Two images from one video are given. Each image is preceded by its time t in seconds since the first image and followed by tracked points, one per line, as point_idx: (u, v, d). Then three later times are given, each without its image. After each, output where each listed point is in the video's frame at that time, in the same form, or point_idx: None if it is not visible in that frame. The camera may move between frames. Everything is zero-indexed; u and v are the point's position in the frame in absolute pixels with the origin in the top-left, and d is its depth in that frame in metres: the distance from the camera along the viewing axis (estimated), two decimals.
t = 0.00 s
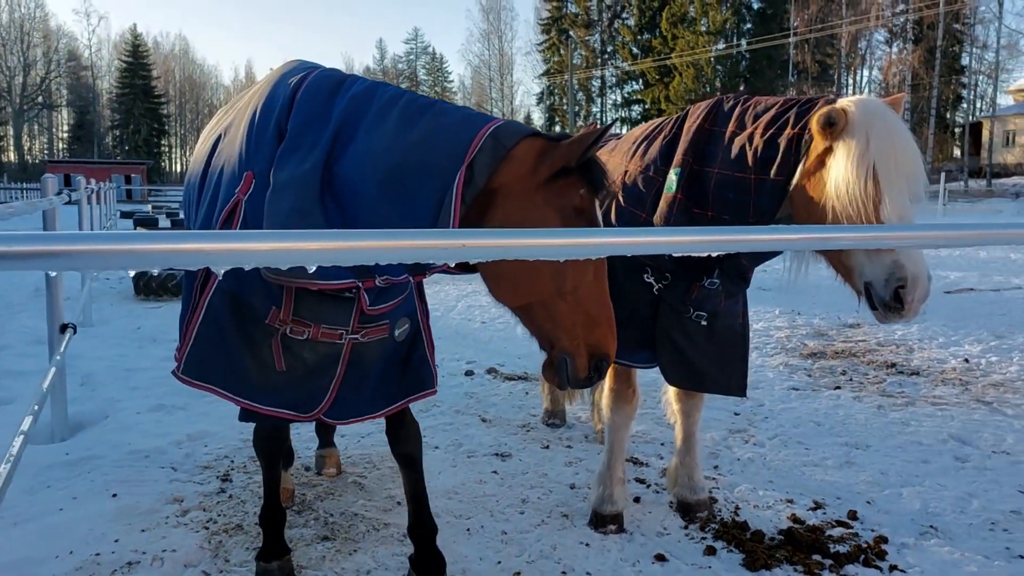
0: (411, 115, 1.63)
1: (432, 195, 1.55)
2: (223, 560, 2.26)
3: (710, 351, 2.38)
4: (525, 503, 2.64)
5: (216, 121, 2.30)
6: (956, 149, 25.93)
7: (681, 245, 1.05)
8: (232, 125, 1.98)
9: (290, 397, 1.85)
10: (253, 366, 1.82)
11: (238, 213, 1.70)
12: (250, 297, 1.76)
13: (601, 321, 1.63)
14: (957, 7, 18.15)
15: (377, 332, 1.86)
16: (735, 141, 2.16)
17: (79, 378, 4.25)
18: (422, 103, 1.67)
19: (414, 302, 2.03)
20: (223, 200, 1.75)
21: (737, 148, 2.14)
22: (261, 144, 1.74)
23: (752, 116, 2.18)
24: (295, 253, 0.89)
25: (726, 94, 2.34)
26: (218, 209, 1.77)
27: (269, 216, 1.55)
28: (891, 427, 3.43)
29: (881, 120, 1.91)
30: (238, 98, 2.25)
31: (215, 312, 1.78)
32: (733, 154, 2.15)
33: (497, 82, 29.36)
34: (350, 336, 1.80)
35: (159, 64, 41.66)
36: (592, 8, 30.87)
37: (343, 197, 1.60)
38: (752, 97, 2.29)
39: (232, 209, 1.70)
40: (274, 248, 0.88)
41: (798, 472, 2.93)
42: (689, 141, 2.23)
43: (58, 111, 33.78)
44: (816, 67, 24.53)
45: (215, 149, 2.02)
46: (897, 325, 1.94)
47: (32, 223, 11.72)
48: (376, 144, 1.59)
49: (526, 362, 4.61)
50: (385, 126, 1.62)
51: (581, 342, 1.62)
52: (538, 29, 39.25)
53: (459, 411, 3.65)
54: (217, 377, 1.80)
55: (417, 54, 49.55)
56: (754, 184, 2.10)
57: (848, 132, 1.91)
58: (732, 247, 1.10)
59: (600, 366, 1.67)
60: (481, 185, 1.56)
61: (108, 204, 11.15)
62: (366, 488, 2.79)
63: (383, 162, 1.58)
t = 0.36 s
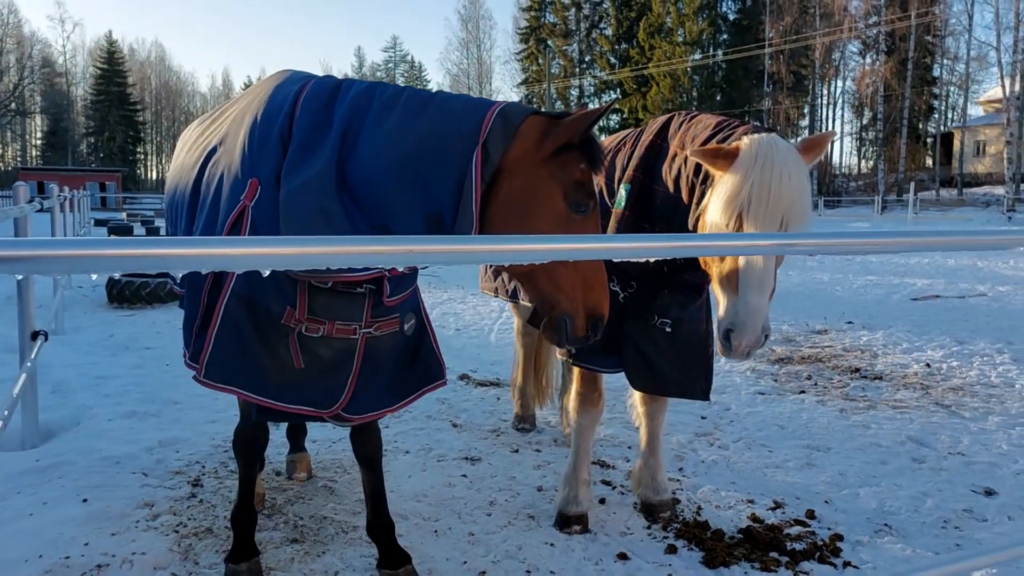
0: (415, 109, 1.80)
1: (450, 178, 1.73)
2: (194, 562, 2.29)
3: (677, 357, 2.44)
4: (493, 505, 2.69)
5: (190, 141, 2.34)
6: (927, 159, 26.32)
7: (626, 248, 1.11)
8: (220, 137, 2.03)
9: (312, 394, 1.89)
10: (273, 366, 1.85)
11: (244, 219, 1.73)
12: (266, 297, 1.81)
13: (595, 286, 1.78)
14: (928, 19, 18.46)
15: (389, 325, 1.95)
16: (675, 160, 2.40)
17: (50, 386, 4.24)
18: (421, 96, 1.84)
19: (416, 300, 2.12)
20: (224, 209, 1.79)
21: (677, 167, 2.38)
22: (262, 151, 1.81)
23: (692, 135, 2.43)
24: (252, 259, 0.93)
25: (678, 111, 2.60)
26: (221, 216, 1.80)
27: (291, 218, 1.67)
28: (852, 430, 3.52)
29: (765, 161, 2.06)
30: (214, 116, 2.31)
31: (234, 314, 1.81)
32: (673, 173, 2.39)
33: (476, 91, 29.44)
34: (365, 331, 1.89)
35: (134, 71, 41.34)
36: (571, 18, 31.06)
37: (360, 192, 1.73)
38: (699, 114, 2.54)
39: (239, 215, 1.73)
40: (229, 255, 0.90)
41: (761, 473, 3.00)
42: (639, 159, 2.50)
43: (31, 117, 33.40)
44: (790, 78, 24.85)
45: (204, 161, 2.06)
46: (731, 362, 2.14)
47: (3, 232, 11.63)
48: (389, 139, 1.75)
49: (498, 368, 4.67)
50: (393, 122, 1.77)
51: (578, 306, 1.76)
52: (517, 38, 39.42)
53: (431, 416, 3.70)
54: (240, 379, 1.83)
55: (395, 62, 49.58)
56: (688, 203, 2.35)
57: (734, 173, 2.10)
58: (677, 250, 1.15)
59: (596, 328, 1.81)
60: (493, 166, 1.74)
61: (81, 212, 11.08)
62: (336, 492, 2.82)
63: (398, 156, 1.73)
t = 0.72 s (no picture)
0: (426, 102, 1.92)
1: (471, 154, 1.87)
2: (181, 570, 2.31)
3: (658, 364, 2.48)
4: (479, 512, 2.72)
5: (187, 169, 2.39)
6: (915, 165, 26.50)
7: (600, 266, 1.15)
8: (223, 155, 2.08)
9: (333, 398, 1.93)
10: (294, 372, 1.89)
11: (264, 226, 1.80)
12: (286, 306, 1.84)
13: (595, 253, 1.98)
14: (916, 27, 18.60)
15: (405, 329, 1.99)
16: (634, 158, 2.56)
17: (39, 394, 4.25)
18: (426, 87, 1.96)
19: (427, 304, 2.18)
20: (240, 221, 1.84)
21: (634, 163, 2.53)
22: (277, 161, 1.89)
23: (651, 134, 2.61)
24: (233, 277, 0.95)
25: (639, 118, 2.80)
26: (238, 227, 1.85)
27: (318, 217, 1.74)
28: (834, 437, 3.57)
29: (700, 143, 2.23)
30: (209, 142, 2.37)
31: (256, 323, 1.85)
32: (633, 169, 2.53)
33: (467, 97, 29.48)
34: (383, 335, 1.93)
35: (124, 76, 41.24)
36: (562, 25, 31.18)
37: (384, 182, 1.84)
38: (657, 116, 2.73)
39: (257, 225, 1.80)
40: (209, 274, 0.93)
41: (743, 479, 3.04)
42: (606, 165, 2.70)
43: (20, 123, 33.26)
44: (779, 85, 24.98)
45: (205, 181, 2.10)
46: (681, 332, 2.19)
47: None
48: (406, 130, 1.87)
49: (486, 375, 4.70)
50: (405, 116, 1.89)
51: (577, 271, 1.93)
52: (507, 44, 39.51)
53: (419, 423, 3.73)
54: (263, 385, 1.87)
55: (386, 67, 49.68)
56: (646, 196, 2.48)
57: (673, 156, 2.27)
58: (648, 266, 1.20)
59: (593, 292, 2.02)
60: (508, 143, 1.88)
61: (70, 217, 11.05)
62: (324, 499, 2.85)
63: (417, 145, 1.85)
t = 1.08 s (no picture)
0: (416, 84, 1.93)
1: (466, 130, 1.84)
2: None
3: (648, 372, 2.50)
4: (472, 521, 2.74)
5: (186, 190, 2.41)
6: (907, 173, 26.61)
7: (588, 284, 1.18)
8: (231, 173, 2.12)
9: (352, 402, 1.95)
10: (316, 377, 1.90)
11: (281, 234, 1.84)
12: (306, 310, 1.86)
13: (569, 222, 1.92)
14: (908, 36, 18.70)
15: (419, 331, 2.06)
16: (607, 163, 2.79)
17: (33, 403, 4.26)
18: (418, 76, 1.97)
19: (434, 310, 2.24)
20: (255, 233, 1.88)
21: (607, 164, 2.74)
22: (290, 175, 1.94)
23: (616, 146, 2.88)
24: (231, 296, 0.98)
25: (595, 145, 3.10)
26: (253, 236, 1.88)
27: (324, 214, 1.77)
28: (825, 446, 3.60)
29: (648, 106, 2.46)
30: (211, 163, 2.40)
31: (277, 328, 1.87)
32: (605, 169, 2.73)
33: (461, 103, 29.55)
34: (399, 338, 1.99)
35: (118, 83, 41.20)
36: (556, 32, 31.26)
37: (380, 163, 1.84)
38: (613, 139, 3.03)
39: (273, 235, 1.84)
40: (204, 294, 0.95)
41: (735, 488, 3.07)
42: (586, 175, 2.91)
43: (13, 129, 33.21)
44: (772, 93, 25.09)
45: (214, 200, 2.13)
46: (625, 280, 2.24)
47: None
48: (398, 112, 1.88)
49: (479, 384, 4.72)
50: (397, 100, 1.91)
51: (543, 240, 1.90)
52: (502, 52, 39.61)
53: (413, 432, 3.74)
54: (284, 390, 1.87)
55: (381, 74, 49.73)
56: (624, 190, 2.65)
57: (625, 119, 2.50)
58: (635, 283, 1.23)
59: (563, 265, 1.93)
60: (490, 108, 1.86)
61: (65, 224, 11.06)
62: (317, 509, 2.86)
63: (411, 125, 1.85)
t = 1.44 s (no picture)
0: (408, 89, 1.94)
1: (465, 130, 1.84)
2: None
3: (639, 381, 2.51)
4: (473, 528, 2.75)
5: (192, 200, 2.42)
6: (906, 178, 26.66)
7: (586, 297, 1.20)
8: (238, 184, 2.14)
9: (362, 409, 1.97)
10: (325, 384, 1.91)
11: (290, 244, 1.85)
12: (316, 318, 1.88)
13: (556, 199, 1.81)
14: (907, 42, 18.74)
15: (427, 338, 2.08)
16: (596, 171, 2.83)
17: (33, 409, 4.26)
18: (414, 79, 1.97)
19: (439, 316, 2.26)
20: (261, 243, 1.89)
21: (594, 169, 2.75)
22: (299, 184, 1.96)
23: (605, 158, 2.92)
24: (240, 310, 0.99)
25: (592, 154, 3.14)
26: (263, 244, 1.89)
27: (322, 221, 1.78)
28: (824, 452, 3.61)
29: (646, 115, 2.50)
30: (217, 173, 2.42)
31: (288, 336, 1.88)
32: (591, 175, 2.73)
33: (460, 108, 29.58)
34: (407, 345, 2.01)
35: (117, 87, 41.23)
36: (555, 37, 31.30)
37: (381, 169, 1.85)
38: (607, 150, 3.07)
39: (284, 243, 1.85)
40: (209, 309, 0.97)
41: (734, 495, 3.08)
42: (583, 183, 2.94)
43: (13, 133, 33.24)
44: (772, 98, 25.13)
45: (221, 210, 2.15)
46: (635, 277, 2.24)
47: None
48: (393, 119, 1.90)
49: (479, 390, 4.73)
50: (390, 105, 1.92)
51: (533, 221, 1.81)
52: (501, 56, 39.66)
53: (413, 438, 3.75)
54: (296, 397, 1.88)
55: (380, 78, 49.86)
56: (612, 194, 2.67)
57: (620, 126, 2.52)
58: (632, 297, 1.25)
59: (553, 247, 1.83)
60: (473, 107, 1.86)
61: (64, 228, 11.05)
62: (318, 515, 2.87)
63: (403, 129, 1.86)
